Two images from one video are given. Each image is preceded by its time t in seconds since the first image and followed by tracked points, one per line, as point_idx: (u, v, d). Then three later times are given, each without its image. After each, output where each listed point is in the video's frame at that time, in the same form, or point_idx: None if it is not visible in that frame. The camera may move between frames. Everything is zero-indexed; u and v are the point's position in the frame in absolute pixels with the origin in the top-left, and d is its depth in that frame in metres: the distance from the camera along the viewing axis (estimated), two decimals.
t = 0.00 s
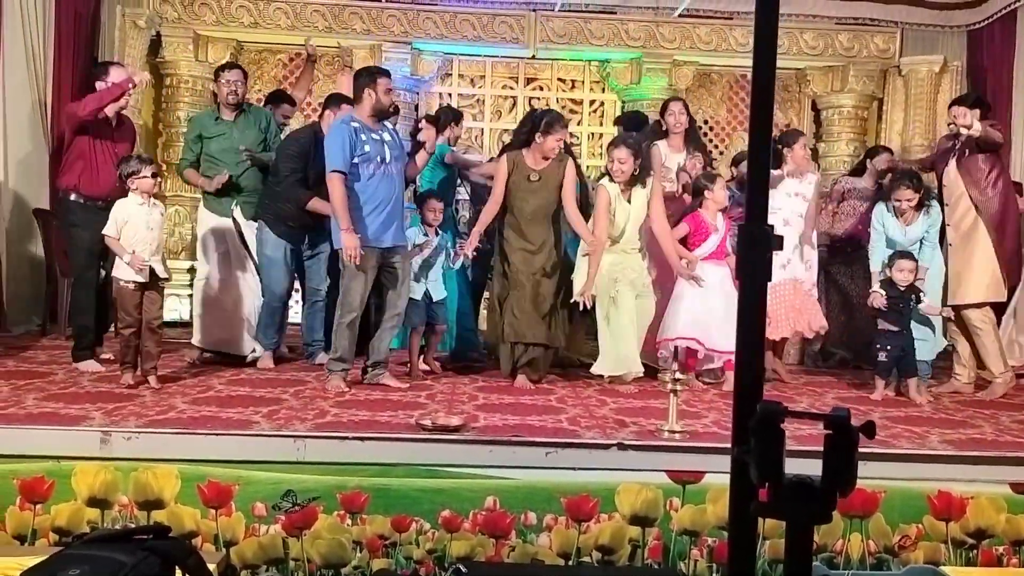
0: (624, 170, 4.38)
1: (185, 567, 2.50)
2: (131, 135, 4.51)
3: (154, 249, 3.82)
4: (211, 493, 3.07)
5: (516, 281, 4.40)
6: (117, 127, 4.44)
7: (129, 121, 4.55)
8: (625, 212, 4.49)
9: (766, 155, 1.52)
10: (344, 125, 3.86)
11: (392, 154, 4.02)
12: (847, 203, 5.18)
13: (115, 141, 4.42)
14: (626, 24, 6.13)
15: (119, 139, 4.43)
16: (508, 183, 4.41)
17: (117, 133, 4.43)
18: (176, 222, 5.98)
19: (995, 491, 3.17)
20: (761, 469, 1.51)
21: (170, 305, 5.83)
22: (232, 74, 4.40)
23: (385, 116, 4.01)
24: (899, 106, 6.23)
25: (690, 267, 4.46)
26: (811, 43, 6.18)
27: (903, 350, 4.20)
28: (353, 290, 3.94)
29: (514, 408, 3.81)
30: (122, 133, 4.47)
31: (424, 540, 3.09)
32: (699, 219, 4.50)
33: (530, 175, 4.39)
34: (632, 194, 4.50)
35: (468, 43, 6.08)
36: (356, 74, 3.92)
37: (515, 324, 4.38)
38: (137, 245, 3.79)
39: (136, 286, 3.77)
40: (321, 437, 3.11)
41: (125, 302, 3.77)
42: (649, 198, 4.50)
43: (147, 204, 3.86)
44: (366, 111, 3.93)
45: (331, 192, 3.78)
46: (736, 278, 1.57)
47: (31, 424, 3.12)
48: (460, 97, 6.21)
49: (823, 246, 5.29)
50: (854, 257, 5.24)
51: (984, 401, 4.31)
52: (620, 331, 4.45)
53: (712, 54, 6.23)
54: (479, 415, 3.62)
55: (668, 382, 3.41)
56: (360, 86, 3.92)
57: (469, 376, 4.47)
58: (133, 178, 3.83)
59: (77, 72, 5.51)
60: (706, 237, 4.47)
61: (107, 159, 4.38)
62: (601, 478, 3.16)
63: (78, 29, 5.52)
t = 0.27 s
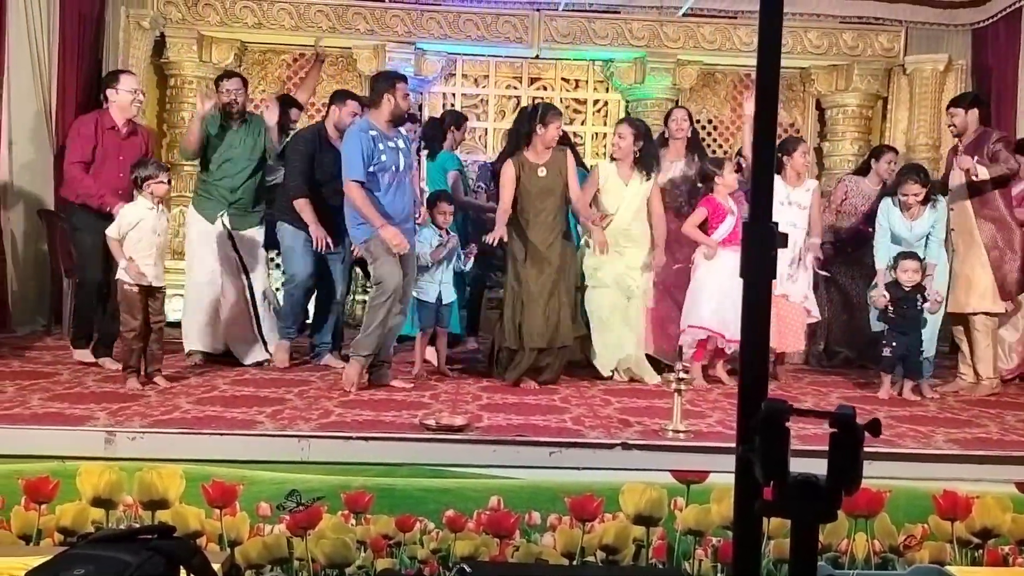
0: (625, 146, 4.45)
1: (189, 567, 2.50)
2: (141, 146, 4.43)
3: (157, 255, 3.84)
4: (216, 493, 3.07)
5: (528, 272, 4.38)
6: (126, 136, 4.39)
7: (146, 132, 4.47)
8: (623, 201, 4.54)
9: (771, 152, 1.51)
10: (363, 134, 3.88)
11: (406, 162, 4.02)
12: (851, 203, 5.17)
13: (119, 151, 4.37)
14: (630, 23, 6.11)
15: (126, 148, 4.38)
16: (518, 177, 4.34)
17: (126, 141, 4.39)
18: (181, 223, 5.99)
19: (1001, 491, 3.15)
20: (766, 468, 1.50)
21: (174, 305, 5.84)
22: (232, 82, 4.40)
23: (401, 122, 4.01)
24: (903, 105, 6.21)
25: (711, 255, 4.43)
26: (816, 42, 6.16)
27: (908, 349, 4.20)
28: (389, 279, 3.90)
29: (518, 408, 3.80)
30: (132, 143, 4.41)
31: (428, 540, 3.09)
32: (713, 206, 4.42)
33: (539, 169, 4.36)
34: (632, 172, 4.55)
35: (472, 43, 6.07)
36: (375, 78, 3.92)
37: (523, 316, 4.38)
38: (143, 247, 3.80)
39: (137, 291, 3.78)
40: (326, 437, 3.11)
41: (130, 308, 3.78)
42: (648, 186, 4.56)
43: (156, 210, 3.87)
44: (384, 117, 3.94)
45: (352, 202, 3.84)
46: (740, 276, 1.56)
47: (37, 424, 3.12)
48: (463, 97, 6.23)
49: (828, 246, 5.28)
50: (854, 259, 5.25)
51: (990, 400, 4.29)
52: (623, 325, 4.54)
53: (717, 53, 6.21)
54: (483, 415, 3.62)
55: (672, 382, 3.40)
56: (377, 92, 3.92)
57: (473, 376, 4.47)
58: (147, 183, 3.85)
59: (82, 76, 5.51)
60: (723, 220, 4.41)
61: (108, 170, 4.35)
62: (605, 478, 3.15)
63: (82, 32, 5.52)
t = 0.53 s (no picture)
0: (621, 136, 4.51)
1: (194, 568, 2.50)
2: (149, 154, 4.45)
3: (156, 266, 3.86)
4: (221, 494, 3.08)
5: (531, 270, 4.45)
6: (134, 144, 4.41)
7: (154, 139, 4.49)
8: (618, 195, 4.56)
9: (775, 153, 1.51)
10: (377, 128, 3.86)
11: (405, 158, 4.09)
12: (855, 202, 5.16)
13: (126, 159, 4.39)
14: (633, 24, 6.11)
15: (134, 157, 4.41)
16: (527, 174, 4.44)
17: (132, 151, 4.40)
18: (185, 224, 5.99)
19: (1006, 491, 3.15)
20: (770, 468, 1.50)
21: (178, 306, 5.83)
22: (241, 84, 4.37)
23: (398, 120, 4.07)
24: (907, 105, 6.19)
25: (718, 251, 4.42)
26: (819, 41, 6.16)
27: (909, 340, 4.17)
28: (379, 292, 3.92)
29: (522, 409, 3.80)
30: (140, 151, 4.44)
31: (433, 541, 3.09)
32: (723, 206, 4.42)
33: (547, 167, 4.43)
34: (625, 161, 4.58)
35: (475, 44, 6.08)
36: (378, 76, 3.91)
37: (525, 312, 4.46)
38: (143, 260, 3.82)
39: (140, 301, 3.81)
40: (330, 438, 3.12)
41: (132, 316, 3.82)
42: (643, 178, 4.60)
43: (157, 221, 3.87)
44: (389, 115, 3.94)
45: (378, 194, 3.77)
46: (744, 274, 1.56)
47: (42, 425, 3.13)
48: (466, 98, 6.22)
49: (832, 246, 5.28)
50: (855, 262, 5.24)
51: (995, 400, 4.29)
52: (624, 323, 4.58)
53: (720, 53, 6.20)
54: (487, 416, 3.62)
55: (677, 382, 3.40)
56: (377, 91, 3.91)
57: (477, 377, 4.48)
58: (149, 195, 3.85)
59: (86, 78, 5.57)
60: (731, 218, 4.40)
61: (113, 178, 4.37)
62: (610, 478, 3.15)
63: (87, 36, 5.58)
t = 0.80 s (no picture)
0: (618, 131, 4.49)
1: (195, 572, 2.50)
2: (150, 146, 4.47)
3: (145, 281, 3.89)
4: (222, 498, 3.08)
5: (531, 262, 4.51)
6: (134, 135, 4.43)
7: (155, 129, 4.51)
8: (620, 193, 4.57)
9: (776, 155, 1.51)
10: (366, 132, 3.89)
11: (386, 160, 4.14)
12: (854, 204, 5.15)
13: (127, 150, 4.41)
14: (633, 27, 6.12)
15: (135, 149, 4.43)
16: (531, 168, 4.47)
17: (131, 141, 4.41)
18: (186, 227, 5.99)
19: (1008, 493, 3.15)
20: (773, 472, 1.50)
21: (180, 310, 5.85)
22: (243, 83, 4.44)
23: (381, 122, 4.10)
24: (907, 107, 6.19)
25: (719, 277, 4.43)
26: (819, 44, 6.16)
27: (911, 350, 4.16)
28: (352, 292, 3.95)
29: (523, 412, 3.80)
30: (140, 143, 4.46)
31: (434, 544, 3.09)
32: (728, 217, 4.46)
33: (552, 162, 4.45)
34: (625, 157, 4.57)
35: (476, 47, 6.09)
36: (369, 77, 3.90)
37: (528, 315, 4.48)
38: (132, 275, 3.85)
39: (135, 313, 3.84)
40: (332, 442, 3.15)
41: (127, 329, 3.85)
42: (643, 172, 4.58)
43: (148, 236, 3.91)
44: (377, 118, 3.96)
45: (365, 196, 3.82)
46: (746, 277, 1.56)
47: (43, 429, 3.13)
48: (466, 101, 6.19)
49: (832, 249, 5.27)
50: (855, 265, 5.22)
51: (996, 402, 4.29)
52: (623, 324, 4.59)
53: (721, 56, 6.21)
54: (488, 419, 3.62)
55: (677, 385, 3.40)
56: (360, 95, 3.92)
57: (478, 379, 4.48)
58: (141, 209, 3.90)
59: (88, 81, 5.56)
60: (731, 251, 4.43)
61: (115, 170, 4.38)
62: (611, 481, 3.16)
63: (88, 37, 5.56)
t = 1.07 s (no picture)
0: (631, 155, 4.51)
1: None
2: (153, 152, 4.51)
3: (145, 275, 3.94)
4: (224, 503, 3.08)
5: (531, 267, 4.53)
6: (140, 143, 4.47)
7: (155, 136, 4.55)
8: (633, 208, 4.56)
9: (774, 161, 1.52)
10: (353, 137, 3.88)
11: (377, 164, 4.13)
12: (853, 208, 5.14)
13: (133, 156, 4.44)
14: (633, 32, 6.12)
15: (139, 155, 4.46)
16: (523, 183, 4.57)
17: (138, 148, 4.45)
18: (188, 233, 6.01)
19: (1010, 496, 3.14)
20: (773, 476, 1.50)
21: (181, 316, 5.91)
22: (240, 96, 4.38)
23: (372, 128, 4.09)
24: (907, 110, 6.19)
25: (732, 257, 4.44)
26: (818, 48, 6.15)
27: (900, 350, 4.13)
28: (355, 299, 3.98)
29: (524, 416, 3.80)
30: (143, 150, 4.49)
31: (436, 549, 3.09)
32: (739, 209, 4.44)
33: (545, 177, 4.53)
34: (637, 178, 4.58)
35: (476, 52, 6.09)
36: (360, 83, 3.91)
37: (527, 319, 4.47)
38: (134, 267, 3.90)
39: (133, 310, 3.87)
40: (333, 446, 3.13)
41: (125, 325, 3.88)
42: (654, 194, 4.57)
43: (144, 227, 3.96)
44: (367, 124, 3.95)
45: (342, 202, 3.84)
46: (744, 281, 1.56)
47: (46, 435, 3.14)
48: (467, 106, 6.25)
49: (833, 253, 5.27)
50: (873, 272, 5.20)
51: (998, 405, 4.28)
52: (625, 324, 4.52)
53: (721, 61, 6.21)
54: (490, 423, 3.62)
55: (679, 389, 3.40)
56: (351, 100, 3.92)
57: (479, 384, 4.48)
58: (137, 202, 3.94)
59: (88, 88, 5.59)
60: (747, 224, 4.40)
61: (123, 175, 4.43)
62: (612, 485, 3.16)
63: (88, 44, 5.57)
